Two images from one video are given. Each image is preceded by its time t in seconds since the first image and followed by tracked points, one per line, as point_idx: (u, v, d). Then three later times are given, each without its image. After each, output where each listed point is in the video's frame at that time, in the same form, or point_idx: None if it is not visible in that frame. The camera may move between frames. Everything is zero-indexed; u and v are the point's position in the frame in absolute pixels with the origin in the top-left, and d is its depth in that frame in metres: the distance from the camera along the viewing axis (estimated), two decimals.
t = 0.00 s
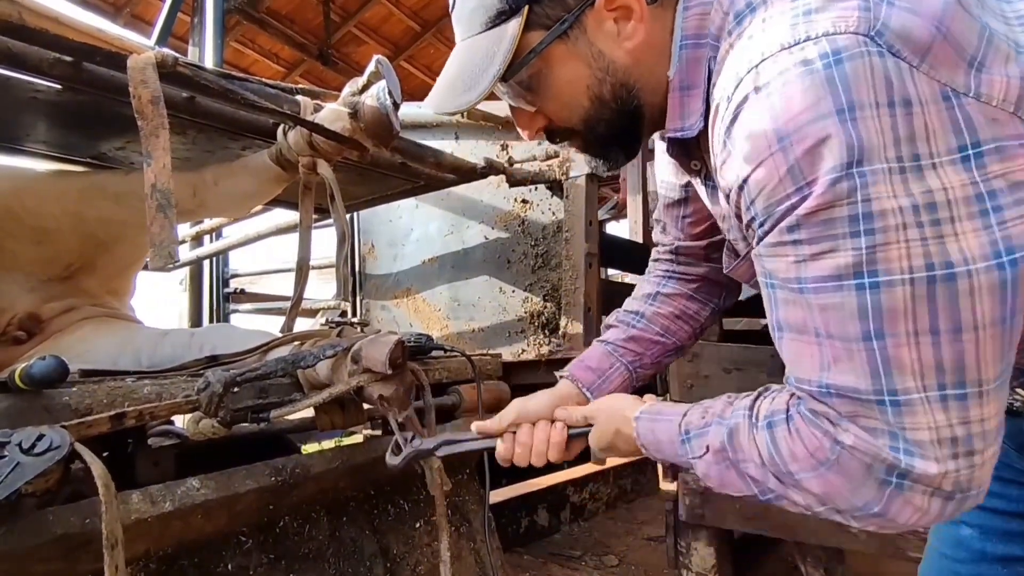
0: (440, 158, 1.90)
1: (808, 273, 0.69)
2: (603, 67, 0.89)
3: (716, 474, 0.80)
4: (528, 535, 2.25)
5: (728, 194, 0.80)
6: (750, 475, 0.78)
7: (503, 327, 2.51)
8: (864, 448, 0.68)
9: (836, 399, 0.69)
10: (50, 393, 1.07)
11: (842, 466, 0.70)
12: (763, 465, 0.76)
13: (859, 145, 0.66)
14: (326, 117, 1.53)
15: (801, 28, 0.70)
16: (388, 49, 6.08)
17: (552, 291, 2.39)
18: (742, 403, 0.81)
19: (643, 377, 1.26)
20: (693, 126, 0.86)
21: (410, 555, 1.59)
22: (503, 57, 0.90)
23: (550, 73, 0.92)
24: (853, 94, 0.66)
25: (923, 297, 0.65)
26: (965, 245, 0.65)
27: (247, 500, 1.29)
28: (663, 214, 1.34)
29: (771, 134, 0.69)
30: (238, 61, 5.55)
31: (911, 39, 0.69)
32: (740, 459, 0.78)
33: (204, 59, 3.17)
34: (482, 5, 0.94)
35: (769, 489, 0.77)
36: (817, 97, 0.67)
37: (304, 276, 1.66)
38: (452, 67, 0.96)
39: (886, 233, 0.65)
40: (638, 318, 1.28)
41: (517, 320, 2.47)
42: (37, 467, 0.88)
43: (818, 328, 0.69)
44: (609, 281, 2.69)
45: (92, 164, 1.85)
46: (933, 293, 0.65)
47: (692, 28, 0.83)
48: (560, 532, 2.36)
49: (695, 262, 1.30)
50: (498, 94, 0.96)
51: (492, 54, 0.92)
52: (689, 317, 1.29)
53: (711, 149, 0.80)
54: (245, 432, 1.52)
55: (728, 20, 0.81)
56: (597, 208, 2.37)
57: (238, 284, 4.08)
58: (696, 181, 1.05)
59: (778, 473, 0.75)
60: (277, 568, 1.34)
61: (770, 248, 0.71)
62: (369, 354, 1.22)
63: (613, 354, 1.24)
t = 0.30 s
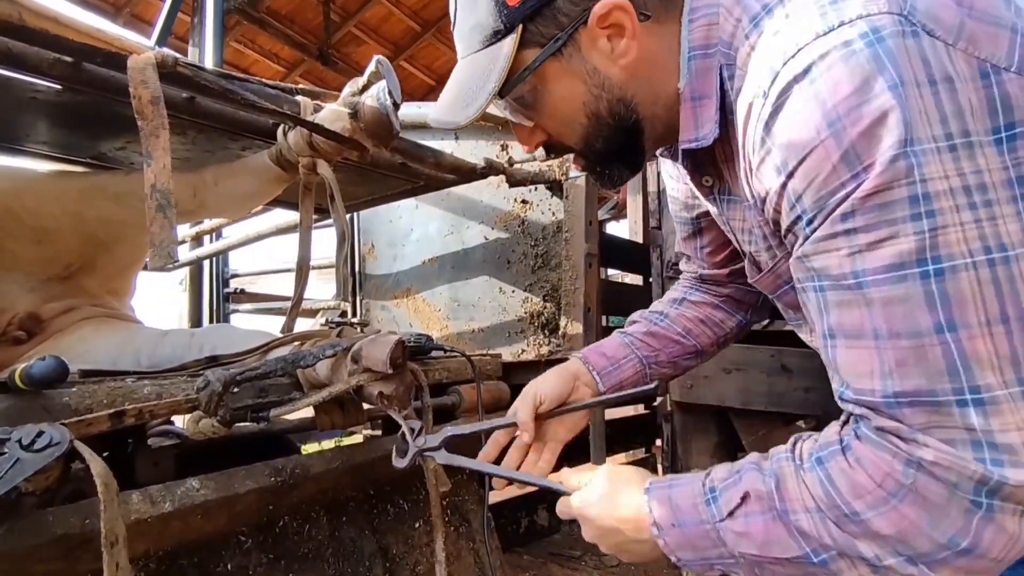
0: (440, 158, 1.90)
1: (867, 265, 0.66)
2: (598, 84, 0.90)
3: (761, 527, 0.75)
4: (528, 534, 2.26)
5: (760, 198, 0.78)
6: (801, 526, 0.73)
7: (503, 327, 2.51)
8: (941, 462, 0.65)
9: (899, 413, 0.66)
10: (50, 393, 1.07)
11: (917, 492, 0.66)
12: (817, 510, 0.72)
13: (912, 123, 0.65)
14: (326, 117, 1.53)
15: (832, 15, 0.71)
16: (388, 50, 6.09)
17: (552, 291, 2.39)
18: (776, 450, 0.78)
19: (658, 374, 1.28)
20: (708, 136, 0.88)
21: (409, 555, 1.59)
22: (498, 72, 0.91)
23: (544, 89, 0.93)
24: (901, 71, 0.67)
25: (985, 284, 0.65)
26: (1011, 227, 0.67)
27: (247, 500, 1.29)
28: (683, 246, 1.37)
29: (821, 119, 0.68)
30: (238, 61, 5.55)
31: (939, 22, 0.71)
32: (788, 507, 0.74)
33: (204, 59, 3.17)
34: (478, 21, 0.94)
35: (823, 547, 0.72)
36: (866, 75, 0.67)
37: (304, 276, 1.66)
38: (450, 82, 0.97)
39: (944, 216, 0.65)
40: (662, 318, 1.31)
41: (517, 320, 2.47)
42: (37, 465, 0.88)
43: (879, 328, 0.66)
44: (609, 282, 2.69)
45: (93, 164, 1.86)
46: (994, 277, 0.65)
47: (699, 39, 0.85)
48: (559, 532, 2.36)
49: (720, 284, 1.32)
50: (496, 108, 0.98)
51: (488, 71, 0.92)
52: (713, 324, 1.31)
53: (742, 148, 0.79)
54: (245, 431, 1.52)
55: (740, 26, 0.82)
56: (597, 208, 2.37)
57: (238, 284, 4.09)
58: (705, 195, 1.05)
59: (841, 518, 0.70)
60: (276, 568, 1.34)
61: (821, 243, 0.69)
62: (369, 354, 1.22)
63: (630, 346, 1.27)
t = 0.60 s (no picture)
0: (440, 159, 1.90)
1: (881, 268, 0.64)
2: (590, 99, 0.90)
3: (755, 507, 0.71)
4: (528, 534, 2.26)
5: (761, 217, 0.76)
6: (802, 511, 0.69)
7: (503, 328, 2.52)
8: (980, 457, 0.61)
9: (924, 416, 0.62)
10: (50, 394, 1.07)
11: (945, 486, 0.63)
12: (825, 497, 0.68)
13: (916, 126, 0.64)
14: (326, 118, 1.53)
15: (823, 32, 0.70)
16: (388, 51, 6.10)
17: (552, 292, 2.40)
18: (784, 432, 0.74)
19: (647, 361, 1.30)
20: (698, 150, 0.87)
21: (409, 556, 1.60)
22: (491, 90, 0.93)
23: (539, 105, 0.94)
24: (896, 80, 0.65)
25: (1011, 281, 0.62)
26: None
27: (247, 501, 1.29)
28: (683, 252, 1.36)
29: (818, 130, 0.66)
30: (238, 62, 5.56)
31: (929, 36, 0.70)
32: (791, 490, 0.70)
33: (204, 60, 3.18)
34: (474, 40, 0.96)
35: (820, 536, 0.69)
36: (864, 86, 0.66)
37: (304, 277, 1.66)
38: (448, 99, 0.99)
39: (962, 214, 0.62)
40: (658, 308, 1.33)
41: (517, 321, 2.48)
42: (37, 465, 0.88)
43: (909, 328, 0.64)
44: (609, 283, 2.69)
45: (93, 166, 1.86)
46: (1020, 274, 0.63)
47: (689, 55, 0.86)
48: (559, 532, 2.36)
49: (714, 287, 1.32)
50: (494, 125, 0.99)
51: (483, 88, 0.94)
52: (705, 321, 1.31)
53: (737, 169, 0.77)
54: (245, 432, 1.53)
55: (729, 44, 0.83)
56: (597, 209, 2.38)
57: (239, 284, 4.10)
58: (701, 210, 1.06)
59: (850, 507, 0.67)
60: (276, 568, 1.34)
61: (830, 250, 0.66)
62: (369, 354, 1.23)
63: (624, 330, 1.29)
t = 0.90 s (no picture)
0: (440, 162, 1.91)
1: (841, 247, 0.68)
2: (595, 98, 0.91)
3: (695, 461, 0.75)
4: (527, 536, 2.26)
5: (750, 202, 0.81)
6: (739, 471, 0.73)
7: (503, 330, 2.52)
8: (913, 435, 0.64)
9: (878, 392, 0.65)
10: (50, 395, 1.07)
11: (878, 460, 0.66)
12: (763, 459, 0.72)
13: (894, 114, 0.67)
14: (326, 121, 1.53)
15: (816, 25, 0.75)
16: (389, 53, 6.10)
17: (552, 294, 2.40)
18: (735, 398, 0.79)
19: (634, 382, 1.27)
20: (700, 150, 0.89)
21: (409, 557, 1.60)
22: (499, 84, 0.93)
23: (543, 102, 0.94)
24: (883, 70, 0.69)
25: (963, 273, 0.65)
26: (984, 227, 0.69)
27: (246, 503, 1.29)
28: (683, 265, 1.38)
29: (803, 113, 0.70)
30: (239, 63, 5.57)
31: (918, 36, 0.74)
32: (732, 450, 0.74)
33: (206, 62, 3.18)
34: (483, 38, 0.97)
35: (754, 498, 0.73)
36: (848, 74, 0.70)
37: (305, 279, 1.66)
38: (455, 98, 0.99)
39: (924, 202, 0.65)
40: (646, 330, 1.33)
41: (517, 323, 2.48)
42: (38, 467, 0.88)
43: (862, 307, 0.67)
44: (609, 285, 2.69)
45: (94, 167, 1.86)
46: (972, 268, 0.66)
47: (693, 59, 0.87)
48: (558, 535, 2.36)
49: (709, 301, 1.34)
50: (500, 123, 0.99)
51: (489, 85, 0.95)
52: (694, 341, 1.32)
53: (734, 157, 0.82)
54: (245, 434, 1.53)
55: (733, 48, 0.85)
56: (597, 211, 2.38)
57: (238, 286, 4.09)
58: (702, 214, 1.08)
59: (785, 472, 0.71)
60: (275, 570, 1.35)
61: (801, 228, 0.71)
62: (369, 356, 1.23)
63: (610, 351, 1.28)
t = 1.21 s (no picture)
0: (441, 164, 1.91)
1: (838, 241, 0.68)
2: (592, 101, 0.91)
3: (702, 439, 0.76)
4: (526, 539, 2.25)
5: (746, 199, 0.80)
6: (741, 450, 0.74)
7: (503, 332, 2.52)
8: (905, 423, 0.64)
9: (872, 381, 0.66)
10: (50, 395, 1.07)
11: (869, 446, 0.66)
12: (763, 439, 0.73)
13: (889, 109, 0.67)
14: (328, 122, 1.53)
15: (813, 23, 0.75)
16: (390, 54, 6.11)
17: (552, 296, 2.40)
18: (745, 376, 0.79)
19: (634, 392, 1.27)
20: (695, 154, 0.90)
21: (408, 559, 1.59)
22: (498, 81, 0.93)
23: (541, 102, 0.94)
24: (879, 65, 0.69)
25: (957, 264, 0.65)
26: (981, 220, 0.69)
27: (245, 504, 1.29)
28: (675, 271, 1.37)
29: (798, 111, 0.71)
30: (241, 64, 5.58)
31: (915, 32, 0.74)
32: (737, 430, 0.74)
33: (207, 63, 3.18)
34: (485, 35, 0.96)
35: (757, 474, 0.74)
36: (842, 71, 0.70)
37: (305, 280, 1.66)
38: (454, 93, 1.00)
39: (919, 195, 0.66)
40: (641, 338, 1.33)
41: (517, 325, 2.48)
42: (37, 467, 0.88)
43: (859, 300, 0.67)
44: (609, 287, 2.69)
45: (95, 167, 1.86)
46: (968, 260, 0.66)
47: (691, 64, 0.87)
48: (557, 537, 2.35)
49: (700, 308, 1.35)
50: (500, 122, 0.99)
51: (488, 82, 0.95)
52: (688, 347, 1.32)
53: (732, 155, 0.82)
54: (245, 435, 1.53)
55: (732, 54, 0.86)
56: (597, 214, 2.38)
57: (238, 287, 4.09)
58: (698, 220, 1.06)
59: (783, 452, 0.71)
60: (274, 571, 1.34)
61: (797, 223, 0.70)
62: (369, 358, 1.22)
63: (608, 363, 1.26)
